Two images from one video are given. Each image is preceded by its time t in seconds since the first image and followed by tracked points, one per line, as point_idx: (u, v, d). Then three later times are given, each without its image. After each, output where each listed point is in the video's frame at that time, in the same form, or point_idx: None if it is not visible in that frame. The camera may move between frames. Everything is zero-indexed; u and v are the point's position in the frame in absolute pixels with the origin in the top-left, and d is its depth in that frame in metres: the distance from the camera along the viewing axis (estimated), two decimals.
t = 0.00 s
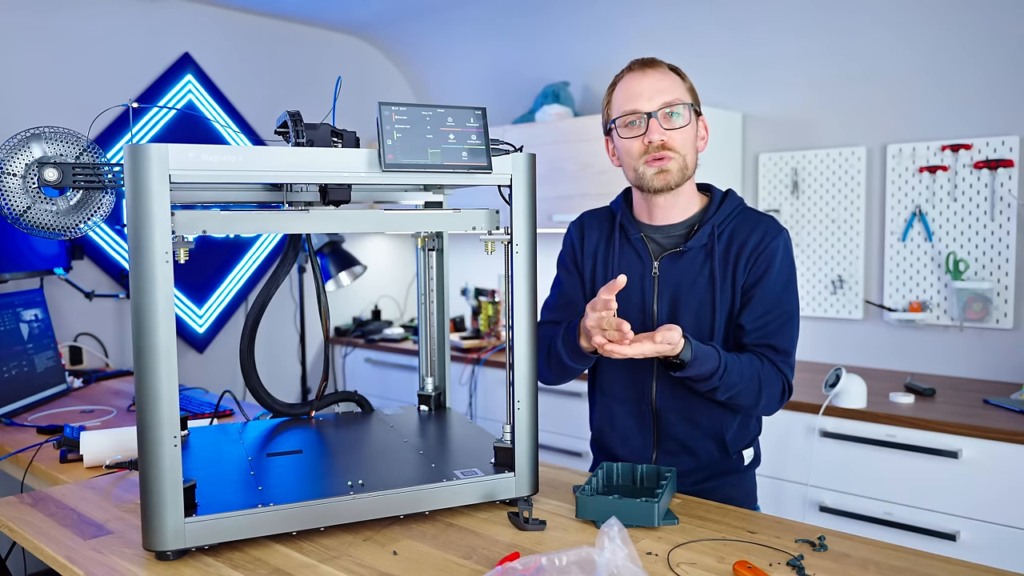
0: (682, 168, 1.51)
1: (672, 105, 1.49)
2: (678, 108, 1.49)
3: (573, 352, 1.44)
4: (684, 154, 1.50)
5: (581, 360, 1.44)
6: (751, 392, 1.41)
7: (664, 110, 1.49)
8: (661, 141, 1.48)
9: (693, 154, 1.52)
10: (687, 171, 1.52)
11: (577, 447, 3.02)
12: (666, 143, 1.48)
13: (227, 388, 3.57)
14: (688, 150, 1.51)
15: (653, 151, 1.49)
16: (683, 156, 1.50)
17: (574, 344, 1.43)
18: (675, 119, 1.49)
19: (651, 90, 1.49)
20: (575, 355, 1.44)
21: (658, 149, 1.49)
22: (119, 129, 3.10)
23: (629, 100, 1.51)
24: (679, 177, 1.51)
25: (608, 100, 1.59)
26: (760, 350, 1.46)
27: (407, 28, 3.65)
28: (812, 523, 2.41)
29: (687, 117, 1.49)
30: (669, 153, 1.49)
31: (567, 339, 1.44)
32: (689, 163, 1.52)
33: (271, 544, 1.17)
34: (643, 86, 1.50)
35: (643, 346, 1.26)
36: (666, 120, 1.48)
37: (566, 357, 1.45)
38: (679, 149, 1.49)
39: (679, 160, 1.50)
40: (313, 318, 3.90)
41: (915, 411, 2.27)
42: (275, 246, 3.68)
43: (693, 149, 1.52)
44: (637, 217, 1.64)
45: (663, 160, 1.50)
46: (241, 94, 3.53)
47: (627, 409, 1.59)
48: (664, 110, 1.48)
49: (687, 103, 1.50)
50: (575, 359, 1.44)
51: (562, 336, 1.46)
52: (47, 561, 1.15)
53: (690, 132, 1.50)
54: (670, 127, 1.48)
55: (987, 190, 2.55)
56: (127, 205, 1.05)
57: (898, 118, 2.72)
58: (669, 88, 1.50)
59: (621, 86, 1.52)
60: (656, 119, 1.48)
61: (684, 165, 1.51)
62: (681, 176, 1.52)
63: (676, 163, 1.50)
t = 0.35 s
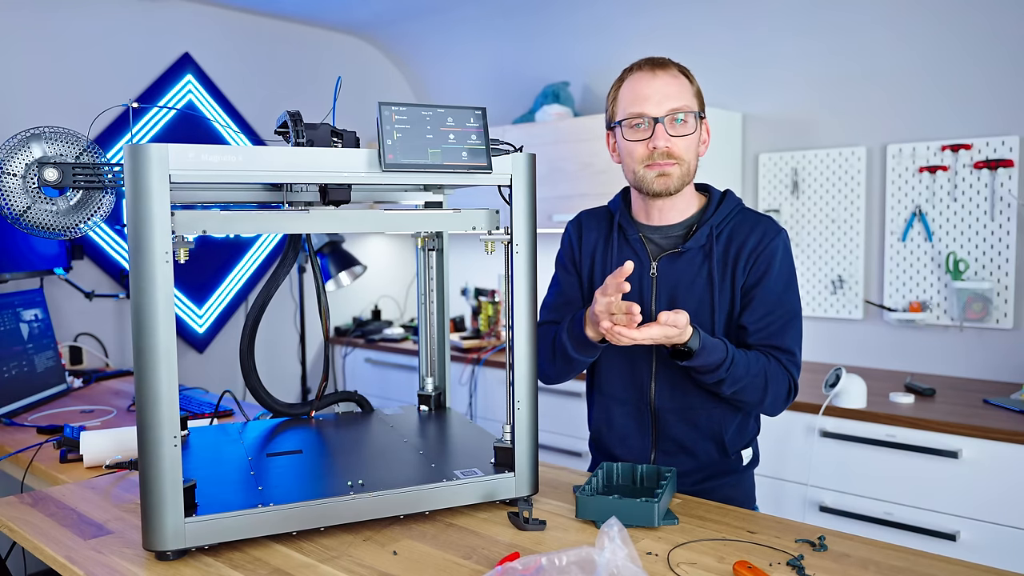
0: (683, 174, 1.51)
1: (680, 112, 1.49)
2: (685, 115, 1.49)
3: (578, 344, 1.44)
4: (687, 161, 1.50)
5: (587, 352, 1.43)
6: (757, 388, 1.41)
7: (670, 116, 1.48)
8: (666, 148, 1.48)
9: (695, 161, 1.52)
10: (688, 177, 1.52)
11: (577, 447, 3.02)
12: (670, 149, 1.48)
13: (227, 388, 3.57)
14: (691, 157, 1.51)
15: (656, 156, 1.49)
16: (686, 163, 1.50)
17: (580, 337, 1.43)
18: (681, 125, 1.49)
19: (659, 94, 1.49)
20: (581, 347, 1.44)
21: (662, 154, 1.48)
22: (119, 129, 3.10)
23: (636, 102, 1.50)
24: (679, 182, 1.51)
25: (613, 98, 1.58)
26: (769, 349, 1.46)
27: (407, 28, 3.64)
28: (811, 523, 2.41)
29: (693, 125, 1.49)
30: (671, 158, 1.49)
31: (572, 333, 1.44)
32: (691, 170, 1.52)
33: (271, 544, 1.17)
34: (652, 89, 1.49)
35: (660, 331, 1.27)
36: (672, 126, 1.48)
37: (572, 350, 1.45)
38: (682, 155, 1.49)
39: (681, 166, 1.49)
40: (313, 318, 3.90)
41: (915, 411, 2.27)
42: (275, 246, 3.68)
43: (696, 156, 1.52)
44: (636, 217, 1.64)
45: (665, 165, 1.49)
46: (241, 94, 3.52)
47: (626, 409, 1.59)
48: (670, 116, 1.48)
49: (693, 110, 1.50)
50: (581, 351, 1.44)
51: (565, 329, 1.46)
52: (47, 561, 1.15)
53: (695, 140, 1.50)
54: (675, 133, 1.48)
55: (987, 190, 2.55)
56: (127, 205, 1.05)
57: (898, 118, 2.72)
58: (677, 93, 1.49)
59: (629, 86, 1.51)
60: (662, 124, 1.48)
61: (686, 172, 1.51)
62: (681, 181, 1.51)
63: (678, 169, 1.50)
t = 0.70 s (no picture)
0: (672, 190, 1.51)
1: (661, 130, 1.47)
2: (669, 132, 1.47)
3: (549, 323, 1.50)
4: (673, 177, 1.49)
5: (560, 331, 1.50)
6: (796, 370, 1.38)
7: (654, 134, 1.47)
8: (650, 168, 1.48)
9: (685, 174, 1.51)
10: (677, 192, 1.52)
11: (577, 446, 3.02)
12: (655, 167, 1.48)
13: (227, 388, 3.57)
14: (678, 171, 1.50)
15: (642, 176, 1.49)
16: (673, 179, 1.49)
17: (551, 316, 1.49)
18: (664, 143, 1.48)
19: (642, 112, 1.47)
20: (554, 328, 1.50)
21: (647, 173, 1.48)
22: (118, 129, 3.10)
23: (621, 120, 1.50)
24: (667, 199, 1.51)
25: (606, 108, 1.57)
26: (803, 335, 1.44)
27: (407, 28, 3.64)
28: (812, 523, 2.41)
29: (677, 141, 1.48)
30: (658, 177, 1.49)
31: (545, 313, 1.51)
32: (681, 184, 1.51)
33: (271, 544, 1.17)
34: (633, 109, 1.48)
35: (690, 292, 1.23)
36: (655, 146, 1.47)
37: (544, 328, 1.51)
38: (668, 172, 1.48)
39: (668, 183, 1.49)
40: (313, 318, 3.90)
41: (915, 411, 2.27)
42: (275, 246, 3.68)
43: (686, 168, 1.51)
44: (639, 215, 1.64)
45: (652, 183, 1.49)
46: (241, 94, 3.52)
47: (629, 407, 1.59)
48: (654, 135, 1.47)
49: (678, 125, 1.48)
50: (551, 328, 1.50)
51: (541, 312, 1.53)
52: (47, 561, 1.15)
53: (680, 154, 1.49)
54: (658, 152, 1.48)
55: (987, 190, 2.55)
56: (127, 205, 1.05)
57: (898, 119, 2.72)
58: (660, 109, 1.47)
59: (615, 103, 1.50)
60: (644, 144, 1.47)
61: (675, 187, 1.51)
62: (671, 197, 1.52)
63: (666, 186, 1.50)
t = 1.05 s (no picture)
0: (686, 163, 1.51)
1: (683, 99, 1.49)
2: (690, 103, 1.49)
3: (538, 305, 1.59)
4: (690, 148, 1.50)
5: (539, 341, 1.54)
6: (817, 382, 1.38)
7: (675, 102, 1.48)
8: (669, 132, 1.48)
9: (699, 150, 1.52)
10: (691, 165, 1.52)
11: (578, 446, 3.02)
12: (674, 133, 1.48)
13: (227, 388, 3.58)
14: (694, 145, 1.50)
15: (659, 141, 1.49)
16: (688, 151, 1.50)
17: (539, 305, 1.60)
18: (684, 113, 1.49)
19: (664, 83, 1.49)
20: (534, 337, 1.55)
21: (665, 139, 1.48)
22: (119, 129, 3.10)
23: (641, 91, 1.51)
24: (682, 171, 1.51)
25: (619, 94, 1.59)
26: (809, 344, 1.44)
27: (407, 28, 3.64)
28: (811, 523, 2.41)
29: (697, 112, 1.49)
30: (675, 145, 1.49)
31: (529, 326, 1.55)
32: (695, 159, 1.52)
33: (271, 544, 1.17)
34: (656, 78, 1.50)
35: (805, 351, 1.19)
36: (675, 112, 1.48)
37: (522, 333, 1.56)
38: (685, 142, 1.49)
39: (684, 153, 1.50)
40: (313, 318, 3.90)
41: (915, 411, 2.27)
42: (275, 246, 3.68)
43: (700, 146, 1.52)
44: (637, 216, 1.64)
45: (668, 151, 1.49)
46: (241, 93, 3.52)
47: (631, 408, 1.59)
48: (675, 103, 1.48)
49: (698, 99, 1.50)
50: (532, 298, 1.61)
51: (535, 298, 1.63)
52: (47, 561, 1.15)
53: (698, 128, 1.50)
54: (678, 119, 1.48)
55: (987, 190, 2.55)
56: (127, 205, 1.05)
57: (898, 119, 2.72)
58: (681, 82, 1.50)
59: (635, 79, 1.52)
60: (666, 110, 1.48)
61: (689, 160, 1.51)
62: (684, 171, 1.52)
63: (681, 157, 1.50)
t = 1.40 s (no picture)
0: (682, 177, 1.52)
1: (677, 113, 1.48)
2: (683, 117, 1.49)
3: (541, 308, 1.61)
4: (685, 162, 1.50)
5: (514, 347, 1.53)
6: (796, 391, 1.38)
7: (668, 118, 1.48)
8: (663, 149, 1.48)
9: (695, 163, 1.53)
10: (687, 180, 1.52)
11: (578, 446, 3.02)
12: (668, 150, 1.48)
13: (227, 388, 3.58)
14: (689, 158, 1.51)
15: (654, 158, 1.49)
16: (684, 165, 1.50)
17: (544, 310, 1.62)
18: (679, 128, 1.49)
19: (656, 97, 1.49)
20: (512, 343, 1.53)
21: (659, 156, 1.49)
22: (119, 129, 3.10)
23: (635, 104, 1.51)
24: (678, 185, 1.52)
25: (614, 100, 1.59)
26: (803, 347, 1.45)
27: (407, 28, 3.64)
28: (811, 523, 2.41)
29: (691, 126, 1.49)
30: (670, 162, 1.50)
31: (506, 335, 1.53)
32: (690, 171, 1.52)
33: (271, 544, 1.17)
34: (648, 91, 1.49)
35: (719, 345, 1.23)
36: (669, 128, 1.48)
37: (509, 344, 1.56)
38: (679, 157, 1.49)
39: (678, 168, 1.50)
40: (313, 317, 3.90)
41: (915, 411, 2.27)
42: (275, 246, 3.68)
43: (696, 157, 1.52)
44: (638, 219, 1.64)
45: (664, 167, 1.50)
46: (241, 93, 3.52)
47: (634, 409, 1.59)
48: (668, 118, 1.48)
49: (692, 112, 1.50)
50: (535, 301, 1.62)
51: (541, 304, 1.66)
52: (47, 561, 1.15)
53: (693, 141, 1.50)
54: (673, 134, 1.49)
55: (987, 190, 2.55)
56: (127, 205, 1.05)
57: (899, 118, 2.72)
58: (675, 95, 1.49)
59: (628, 89, 1.51)
60: (659, 126, 1.48)
61: (685, 174, 1.52)
62: (681, 185, 1.52)
63: (677, 172, 1.51)
